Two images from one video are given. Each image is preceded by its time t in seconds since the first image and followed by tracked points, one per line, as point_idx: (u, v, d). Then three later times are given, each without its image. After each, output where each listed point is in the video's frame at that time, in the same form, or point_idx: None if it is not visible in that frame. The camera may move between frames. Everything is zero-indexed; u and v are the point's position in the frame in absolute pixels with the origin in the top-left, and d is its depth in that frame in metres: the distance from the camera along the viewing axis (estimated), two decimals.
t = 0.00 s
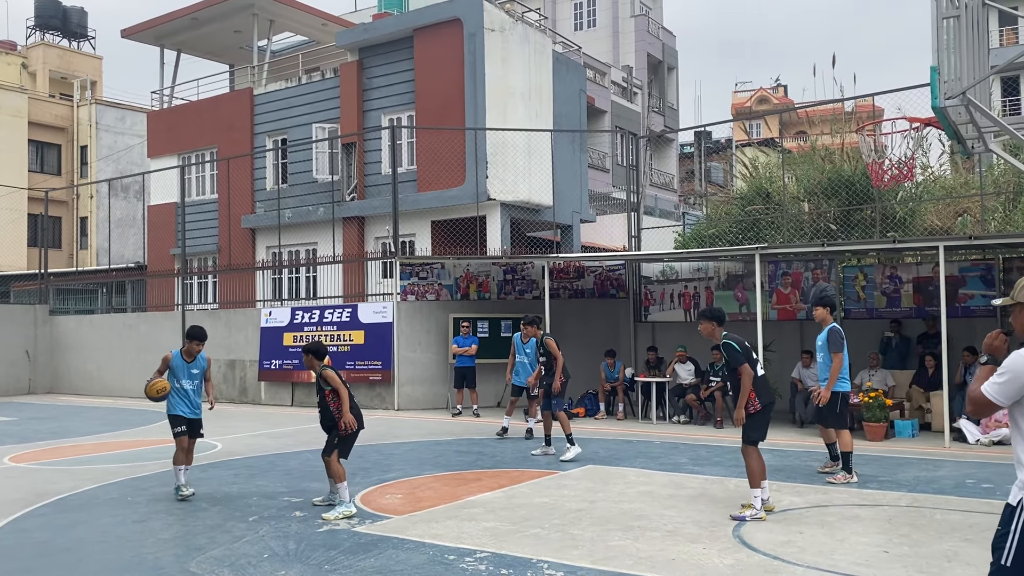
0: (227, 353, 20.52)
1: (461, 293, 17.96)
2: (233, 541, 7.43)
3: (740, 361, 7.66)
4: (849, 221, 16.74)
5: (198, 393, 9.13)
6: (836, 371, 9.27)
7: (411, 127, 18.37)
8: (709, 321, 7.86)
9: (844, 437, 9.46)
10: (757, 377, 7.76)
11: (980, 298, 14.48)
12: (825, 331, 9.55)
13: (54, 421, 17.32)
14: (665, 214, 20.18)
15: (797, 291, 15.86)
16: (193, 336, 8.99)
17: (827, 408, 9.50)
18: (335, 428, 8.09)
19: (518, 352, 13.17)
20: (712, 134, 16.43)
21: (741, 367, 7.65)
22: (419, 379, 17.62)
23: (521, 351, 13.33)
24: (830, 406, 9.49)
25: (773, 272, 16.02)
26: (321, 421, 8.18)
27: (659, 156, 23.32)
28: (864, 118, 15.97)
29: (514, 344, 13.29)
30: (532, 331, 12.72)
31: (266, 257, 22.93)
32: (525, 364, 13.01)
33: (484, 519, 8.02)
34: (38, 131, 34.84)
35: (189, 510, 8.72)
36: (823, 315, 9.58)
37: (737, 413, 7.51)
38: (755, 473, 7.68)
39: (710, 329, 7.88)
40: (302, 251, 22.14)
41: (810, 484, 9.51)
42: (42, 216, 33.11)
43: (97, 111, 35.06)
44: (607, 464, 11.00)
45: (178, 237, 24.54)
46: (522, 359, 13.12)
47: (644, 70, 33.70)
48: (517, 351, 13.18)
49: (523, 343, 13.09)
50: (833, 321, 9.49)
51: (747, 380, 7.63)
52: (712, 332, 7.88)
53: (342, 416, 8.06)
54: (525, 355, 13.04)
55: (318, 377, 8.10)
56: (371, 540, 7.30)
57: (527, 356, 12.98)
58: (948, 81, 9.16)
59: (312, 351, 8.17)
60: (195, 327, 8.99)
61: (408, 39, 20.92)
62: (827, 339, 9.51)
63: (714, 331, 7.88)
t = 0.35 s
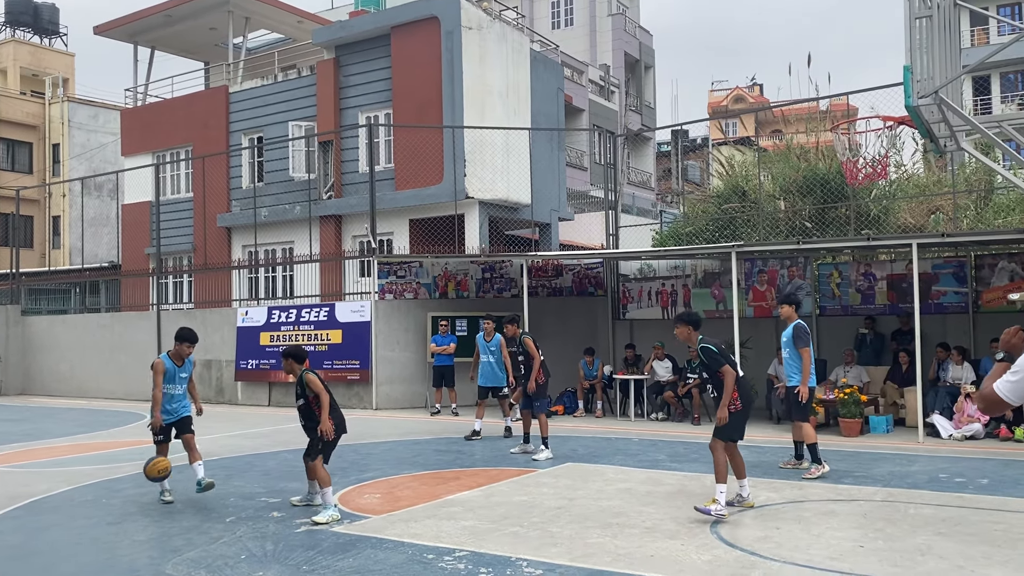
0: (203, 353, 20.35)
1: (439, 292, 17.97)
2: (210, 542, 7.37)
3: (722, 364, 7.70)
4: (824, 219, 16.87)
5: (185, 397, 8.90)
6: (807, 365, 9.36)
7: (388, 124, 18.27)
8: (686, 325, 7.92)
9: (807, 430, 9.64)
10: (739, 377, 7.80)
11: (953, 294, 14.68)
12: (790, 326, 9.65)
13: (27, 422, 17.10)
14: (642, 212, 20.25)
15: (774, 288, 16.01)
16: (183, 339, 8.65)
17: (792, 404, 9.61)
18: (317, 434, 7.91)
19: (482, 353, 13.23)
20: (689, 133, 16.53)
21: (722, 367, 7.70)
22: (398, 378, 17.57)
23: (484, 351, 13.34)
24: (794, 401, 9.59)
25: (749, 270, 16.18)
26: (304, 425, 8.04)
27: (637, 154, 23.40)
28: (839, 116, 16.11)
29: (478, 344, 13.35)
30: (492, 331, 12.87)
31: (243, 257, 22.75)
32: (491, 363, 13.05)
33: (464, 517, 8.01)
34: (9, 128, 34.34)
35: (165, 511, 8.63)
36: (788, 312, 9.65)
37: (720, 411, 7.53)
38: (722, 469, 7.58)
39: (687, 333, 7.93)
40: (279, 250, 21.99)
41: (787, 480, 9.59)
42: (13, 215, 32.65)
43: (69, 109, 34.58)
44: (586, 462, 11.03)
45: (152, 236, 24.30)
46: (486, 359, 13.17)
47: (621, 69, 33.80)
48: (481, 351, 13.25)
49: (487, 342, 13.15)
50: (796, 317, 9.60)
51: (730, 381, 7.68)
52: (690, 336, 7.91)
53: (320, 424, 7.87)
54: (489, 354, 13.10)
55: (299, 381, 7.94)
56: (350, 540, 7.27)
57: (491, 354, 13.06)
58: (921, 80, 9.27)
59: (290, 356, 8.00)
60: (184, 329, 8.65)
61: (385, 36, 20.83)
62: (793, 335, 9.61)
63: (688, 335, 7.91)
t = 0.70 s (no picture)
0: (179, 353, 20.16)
1: (417, 290, 18.01)
2: (187, 543, 7.30)
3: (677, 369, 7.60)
4: (800, 217, 16.99)
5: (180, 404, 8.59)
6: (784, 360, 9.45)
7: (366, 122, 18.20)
8: (649, 324, 7.79)
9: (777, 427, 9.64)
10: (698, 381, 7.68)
11: (927, 291, 14.88)
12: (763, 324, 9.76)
13: None
14: (621, 210, 20.29)
15: (751, 286, 16.18)
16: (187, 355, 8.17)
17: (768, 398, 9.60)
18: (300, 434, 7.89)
19: (448, 351, 12.94)
20: (666, 131, 16.60)
21: (680, 368, 7.59)
22: (376, 377, 17.50)
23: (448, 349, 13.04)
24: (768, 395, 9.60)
25: (726, 267, 16.32)
26: (284, 427, 7.95)
27: (615, 152, 23.44)
28: (815, 115, 16.25)
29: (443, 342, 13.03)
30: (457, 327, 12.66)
31: (219, 255, 22.57)
32: (459, 361, 12.80)
33: (443, 516, 7.99)
34: None
35: (141, 513, 8.54)
36: (760, 309, 9.69)
37: (674, 413, 7.46)
38: (682, 471, 7.46)
39: (649, 332, 7.81)
40: (256, 249, 21.82)
41: (765, 475, 9.65)
42: None
43: (42, 106, 34.08)
44: (565, 459, 11.04)
45: (127, 234, 24.04)
46: (453, 357, 12.88)
47: (599, 68, 33.87)
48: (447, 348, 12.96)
49: (454, 340, 12.88)
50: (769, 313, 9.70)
51: (686, 380, 7.53)
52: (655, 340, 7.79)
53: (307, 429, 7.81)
54: (457, 351, 12.82)
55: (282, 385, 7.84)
56: (329, 540, 7.22)
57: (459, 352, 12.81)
58: (896, 79, 9.34)
59: (274, 360, 7.98)
60: (189, 346, 8.14)
61: (362, 34, 20.75)
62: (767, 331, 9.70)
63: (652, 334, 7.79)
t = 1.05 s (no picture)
0: (155, 353, 19.96)
1: (397, 290, 17.92)
2: (163, 546, 7.21)
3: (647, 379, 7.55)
4: (778, 216, 17.13)
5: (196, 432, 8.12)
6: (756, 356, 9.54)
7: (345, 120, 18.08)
8: (616, 338, 7.66)
9: (753, 426, 9.70)
10: (670, 386, 7.65)
11: (903, 289, 15.03)
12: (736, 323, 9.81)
13: None
14: (601, 208, 20.32)
15: (728, 284, 16.29)
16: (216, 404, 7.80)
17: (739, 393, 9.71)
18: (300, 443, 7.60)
19: (417, 353, 12.76)
20: (646, 131, 16.65)
21: (651, 380, 7.55)
22: (355, 377, 17.40)
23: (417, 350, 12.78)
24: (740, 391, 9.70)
25: (705, 266, 16.41)
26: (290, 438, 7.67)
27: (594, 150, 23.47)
28: (792, 114, 16.35)
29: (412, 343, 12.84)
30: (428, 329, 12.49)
31: (196, 254, 22.37)
32: (429, 364, 12.62)
33: (422, 515, 7.96)
34: None
35: (116, 515, 8.44)
36: (734, 307, 9.78)
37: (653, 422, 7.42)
38: (653, 473, 7.41)
39: (616, 346, 7.69)
40: (233, 247, 21.65)
41: (743, 472, 9.70)
42: None
43: (15, 103, 33.60)
44: (545, 458, 11.05)
45: (102, 233, 23.77)
46: (421, 359, 12.70)
47: (578, 66, 33.89)
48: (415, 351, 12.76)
49: (425, 342, 12.69)
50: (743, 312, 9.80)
51: (659, 391, 7.50)
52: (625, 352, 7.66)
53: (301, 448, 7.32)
54: (427, 353, 12.69)
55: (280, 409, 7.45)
56: (307, 540, 7.17)
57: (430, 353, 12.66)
58: (872, 78, 9.40)
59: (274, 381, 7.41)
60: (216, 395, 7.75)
61: (340, 32, 20.62)
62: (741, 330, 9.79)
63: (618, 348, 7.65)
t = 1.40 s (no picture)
0: (134, 353, 19.79)
1: (379, 288, 17.83)
2: (143, 547, 7.15)
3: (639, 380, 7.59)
4: (758, 215, 17.19)
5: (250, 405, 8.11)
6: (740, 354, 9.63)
7: (326, 118, 17.99)
8: (602, 342, 7.73)
9: (735, 420, 9.79)
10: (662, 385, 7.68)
11: (882, 287, 15.14)
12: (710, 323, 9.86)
13: None
14: (582, 207, 20.37)
15: (709, 283, 16.25)
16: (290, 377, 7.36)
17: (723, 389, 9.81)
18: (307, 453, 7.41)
19: (389, 351, 12.66)
20: (627, 129, 16.73)
21: (644, 380, 7.56)
22: (338, 376, 17.32)
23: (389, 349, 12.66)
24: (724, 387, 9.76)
25: (686, 265, 16.33)
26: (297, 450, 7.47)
27: (576, 149, 23.51)
28: (772, 113, 16.46)
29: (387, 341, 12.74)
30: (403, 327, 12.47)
31: (175, 253, 22.19)
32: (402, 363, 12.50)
33: (405, 515, 7.94)
34: None
35: (95, 516, 8.36)
36: (709, 307, 9.75)
37: (653, 421, 7.37)
38: (640, 474, 7.37)
39: (602, 348, 7.76)
40: (214, 246, 21.50)
41: (724, 470, 9.76)
42: None
43: None
44: (528, 457, 11.05)
45: (80, 232, 23.53)
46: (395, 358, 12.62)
47: (560, 65, 33.93)
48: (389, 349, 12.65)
49: (399, 340, 12.63)
50: (718, 311, 9.86)
51: (654, 391, 7.52)
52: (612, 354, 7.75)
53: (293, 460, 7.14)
54: (399, 352, 12.60)
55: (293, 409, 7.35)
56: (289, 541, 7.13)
57: (403, 353, 12.54)
58: (851, 78, 9.46)
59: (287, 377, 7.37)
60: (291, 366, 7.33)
61: (321, 30, 20.53)
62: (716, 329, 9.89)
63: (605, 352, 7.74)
